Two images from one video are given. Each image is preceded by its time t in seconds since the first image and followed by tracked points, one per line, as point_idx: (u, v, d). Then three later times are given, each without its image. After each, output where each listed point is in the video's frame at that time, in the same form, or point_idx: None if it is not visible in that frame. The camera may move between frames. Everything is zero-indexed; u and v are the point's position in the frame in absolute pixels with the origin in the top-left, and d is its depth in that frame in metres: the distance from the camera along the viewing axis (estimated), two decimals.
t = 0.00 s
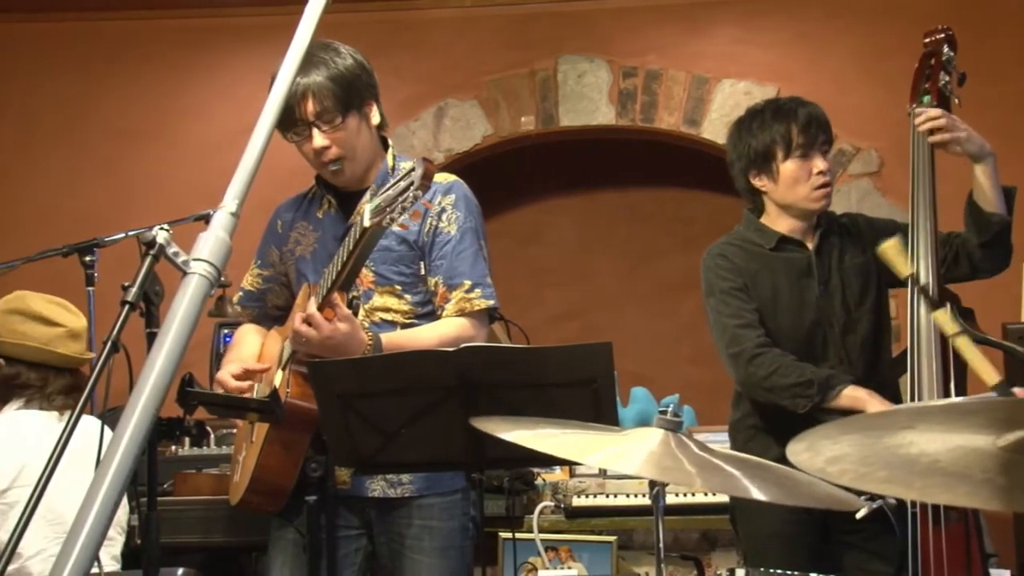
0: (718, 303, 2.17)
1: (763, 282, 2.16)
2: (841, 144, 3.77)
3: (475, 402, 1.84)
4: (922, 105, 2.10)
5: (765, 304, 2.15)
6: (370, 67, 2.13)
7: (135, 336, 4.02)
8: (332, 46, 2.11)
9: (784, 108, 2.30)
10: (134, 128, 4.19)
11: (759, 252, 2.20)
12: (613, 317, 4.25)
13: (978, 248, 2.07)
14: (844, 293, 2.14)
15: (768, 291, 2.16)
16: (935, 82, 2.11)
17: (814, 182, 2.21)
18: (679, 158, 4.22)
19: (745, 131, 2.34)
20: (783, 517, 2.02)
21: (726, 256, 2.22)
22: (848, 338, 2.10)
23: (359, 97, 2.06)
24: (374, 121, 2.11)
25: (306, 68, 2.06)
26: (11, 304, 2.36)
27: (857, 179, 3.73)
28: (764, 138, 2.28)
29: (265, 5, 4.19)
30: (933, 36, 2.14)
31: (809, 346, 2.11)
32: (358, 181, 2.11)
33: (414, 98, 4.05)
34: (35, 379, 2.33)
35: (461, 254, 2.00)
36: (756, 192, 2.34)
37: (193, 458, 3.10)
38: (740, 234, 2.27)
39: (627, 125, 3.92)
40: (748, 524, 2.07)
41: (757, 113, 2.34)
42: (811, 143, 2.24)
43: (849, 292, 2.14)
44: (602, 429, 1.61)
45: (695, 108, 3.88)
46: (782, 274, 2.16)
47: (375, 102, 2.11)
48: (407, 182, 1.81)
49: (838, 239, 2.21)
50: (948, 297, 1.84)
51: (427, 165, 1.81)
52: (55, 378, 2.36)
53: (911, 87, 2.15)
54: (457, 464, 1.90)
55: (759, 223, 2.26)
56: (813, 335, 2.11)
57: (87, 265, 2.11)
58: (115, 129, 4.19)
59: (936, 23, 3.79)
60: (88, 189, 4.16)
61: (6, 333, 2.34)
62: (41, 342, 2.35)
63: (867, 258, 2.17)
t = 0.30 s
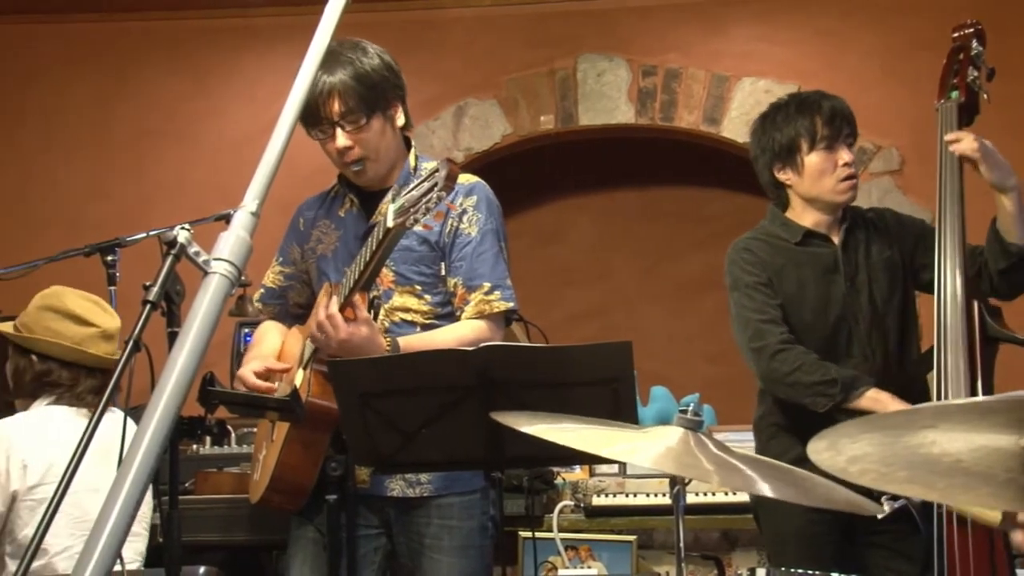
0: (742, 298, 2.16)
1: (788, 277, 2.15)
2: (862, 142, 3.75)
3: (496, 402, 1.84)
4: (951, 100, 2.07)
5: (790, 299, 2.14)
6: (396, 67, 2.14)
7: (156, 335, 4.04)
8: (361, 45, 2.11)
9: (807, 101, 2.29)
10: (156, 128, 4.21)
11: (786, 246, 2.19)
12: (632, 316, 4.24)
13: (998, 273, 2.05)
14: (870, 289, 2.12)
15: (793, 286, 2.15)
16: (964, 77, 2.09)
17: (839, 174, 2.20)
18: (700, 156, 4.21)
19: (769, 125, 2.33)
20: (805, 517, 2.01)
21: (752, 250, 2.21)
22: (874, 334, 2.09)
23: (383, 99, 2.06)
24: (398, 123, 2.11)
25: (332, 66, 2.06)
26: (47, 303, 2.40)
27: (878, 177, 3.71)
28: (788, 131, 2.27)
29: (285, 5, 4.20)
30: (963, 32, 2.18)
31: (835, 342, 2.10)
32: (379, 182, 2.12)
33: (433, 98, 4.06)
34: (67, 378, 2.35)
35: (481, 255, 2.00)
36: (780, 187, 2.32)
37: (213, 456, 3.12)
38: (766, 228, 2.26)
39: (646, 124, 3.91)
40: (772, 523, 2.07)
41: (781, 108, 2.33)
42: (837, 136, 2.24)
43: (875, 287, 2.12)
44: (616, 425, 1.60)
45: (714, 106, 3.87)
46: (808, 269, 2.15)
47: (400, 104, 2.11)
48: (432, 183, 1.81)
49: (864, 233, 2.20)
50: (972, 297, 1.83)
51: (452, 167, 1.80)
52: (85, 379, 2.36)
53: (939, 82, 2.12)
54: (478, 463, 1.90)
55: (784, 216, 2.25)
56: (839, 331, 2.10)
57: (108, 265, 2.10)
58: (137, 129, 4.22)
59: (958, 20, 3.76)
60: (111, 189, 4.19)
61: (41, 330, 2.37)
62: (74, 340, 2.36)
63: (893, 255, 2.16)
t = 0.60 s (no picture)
0: (767, 294, 2.16)
1: (812, 273, 2.15)
2: (883, 140, 3.73)
3: (516, 401, 1.84)
4: (978, 96, 2.05)
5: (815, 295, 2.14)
6: (413, 66, 2.14)
7: (177, 334, 4.06)
8: (379, 43, 2.12)
9: (825, 95, 2.28)
10: (177, 129, 4.23)
11: (808, 243, 2.17)
12: (652, 315, 4.24)
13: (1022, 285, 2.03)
14: (894, 285, 2.11)
15: (817, 282, 2.14)
16: (992, 73, 2.08)
17: (860, 167, 2.19)
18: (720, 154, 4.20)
19: (788, 121, 2.32)
20: (827, 516, 2.01)
21: (775, 246, 2.21)
22: (899, 331, 2.08)
23: (399, 95, 2.07)
24: (414, 121, 2.12)
25: (348, 64, 2.07)
26: (77, 301, 2.41)
27: (899, 175, 3.69)
28: (807, 126, 2.26)
29: (305, 5, 4.22)
30: (991, 28, 2.17)
31: (860, 338, 2.10)
32: (395, 181, 2.13)
33: (453, 97, 4.06)
34: (93, 377, 2.37)
35: (499, 252, 2.00)
36: (800, 183, 2.31)
37: (235, 455, 3.14)
38: (788, 224, 2.25)
39: (666, 123, 3.90)
40: (794, 523, 2.05)
41: (800, 103, 2.32)
42: (857, 129, 2.23)
43: (899, 283, 2.12)
44: (636, 427, 1.61)
45: (734, 105, 3.85)
46: (832, 266, 2.14)
47: (417, 102, 2.12)
48: (454, 185, 1.82)
49: (886, 229, 2.19)
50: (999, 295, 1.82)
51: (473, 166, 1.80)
52: (110, 378, 2.38)
53: (967, 78, 2.10)
54: (498, 461, 1.91)
55: (806, 212, 2.24)
56: (863, 327, 2.09)
57: (129, 265, 2.10)
58: (159, 129, 4.24)
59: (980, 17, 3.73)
60: (133, 189, 4.22)
61: (69, 328, 2.39)
62: (101, 339, 2.38)
63: (917, 250, 2.16)
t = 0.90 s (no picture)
0: (783, 293, 2.15)
1: (829, 273, 2.14)
2: (902, 138, 3.71)
3: (534, 400, 1.84)
4: (990, 95, 2.04)
5: (832, 295, 2.13)
6: (426, 66, 2.15)
7: (196, 334, 4.08)
8: (392, 45, 2.12)
9: (848, 95, 2.27)
10: (195, 129, 4.25)
11: (827, 242, 2.17)
12: (669, 314, 4.23)
13: None
14: (913, 288, 2.10)
15: (834, 282, 2.13)
16: (1004, 72, 2.06)
17: (881, 169, 2.17)
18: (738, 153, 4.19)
19: (811, 120, 2.30)
20: (842, 516, 2.00)
21: (793, 244, 2.20)
22: (916, 333, 2.08)
23: (416, 96, 2.07)
24: (431, 120, 2.12)
25: (366, 66, 2.07)
26: (94, 303, 2.43)
27: (918, 173, 3.67)
28: (829, 126, 2.25)
29: (323, 5, 4.23)
30: (1002, 26, 2.15)
31: (876, 341, 2.09)
32: (414, 181, 2.13)
33: (470, 96, 4.06)
34: (110, 377, 2.38)
35: (516, 252, 2.00)
36: (823, 181, 2.30)
37: (253, 454, 3.15)
38: (808, 223, 2.24)
39: (683, 121, 3.89)
40: (810, 523, 2.04)
41: (823, 102, 2.30)
42: (879, 130, 2.21)
43: (917, 288, 2.10)
44: (655, 425, 1.59)
45: (752, 103, 3.84)
46: (850, 267, 2.14)
47: (432, 101, 2.12)
48: (467, 180, 1.80)
49: (907, 231, 2.18)
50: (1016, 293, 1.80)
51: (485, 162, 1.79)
52: (128, 378, 2.39)
53: (979, 76, 2.08)
54: (516, 460, 1.90)
55: (828, 211, 2.23)
56: (879, 330, 2.09)
57: (148, 265, 2.11)
58: (177, 130, 4.26)
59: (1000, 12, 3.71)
60: (152, 190, 4.24)
61: (87, 329, 2.40)
62: (117, 339, 2.39)
63: (937, 253, 2.14)
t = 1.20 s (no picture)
0: (795, 302, 2.15)
1: (843, 280, 2.14)
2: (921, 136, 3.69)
3: (552, 401, 1.84)
4: (1002, 94, 2.02)
5: (845, 304, 2.13)
6: (450, 64, 2.15)
7: (214, 333, 4.11)
8: (416, 42, 2.12)
9: (867, 99, 2.25)
10: (214, 129, 4.27)
11: (843, 249, 2.17)
12: (686, 314, 4.22)
13: None
14: (930, 294, 2.10)
15: (848, 289, 2.14)
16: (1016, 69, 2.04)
17: (892, 178, 2.15)
18: (756, 152, 4.18)
19: (830, 124, 2.29)
20: (857, 515, 2.00)
21: (807, 251, 2.20)
22: (935, 338, 2.08)
23: (438, 95, 2.07)
24: (453, 120, 2.13)
25: (386, 64, 2.08)
26: (115, 300, 2.44)
27: (938, 171, 3.65)
28: (844, 131, 2.24)
29: (341, 5, 4.24)
30: (1013, 24, 2.13)
31: (891, 349, 2.09)
32: (435, 179, 2.13)
33: (487, 95, 4.07)
34: (131, 375, 2.40)
35: (534, 252, 2.00)
36: (841, 185, 2.29)
37: (272, 452, 3.16)
38: (825, 227, 2.24)
39: (701, 120, 3.88)
40: (824, 522, 2.05)
41: (843, 106, 2.29)
42: (893, 137, 2.19)
43: (935, 292, 2.10)
44: (673, 421, 1.59)
45: (770, 101, 3.83)
46: (865, 274, 2.13)
47: (456, 101, 2.13)
48: (485, 179, 1.80)
49: (927, 237, 2.17)
50: None
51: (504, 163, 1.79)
52: (148, 377, 2.41)
53: (990, 75, 2.06)
54: (533, 460, 1.90)
55: (845, 215, 2.23)
56: (895, 338, 2.08)
57: (168, 263, 2.13)
58: (196, 130, 4.28)
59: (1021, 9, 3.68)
60: (171, 190, 4.26)
61: (108, 327, 2.42)
62: (137, 338, 2.41)
63: (957, 258, 2.14)
